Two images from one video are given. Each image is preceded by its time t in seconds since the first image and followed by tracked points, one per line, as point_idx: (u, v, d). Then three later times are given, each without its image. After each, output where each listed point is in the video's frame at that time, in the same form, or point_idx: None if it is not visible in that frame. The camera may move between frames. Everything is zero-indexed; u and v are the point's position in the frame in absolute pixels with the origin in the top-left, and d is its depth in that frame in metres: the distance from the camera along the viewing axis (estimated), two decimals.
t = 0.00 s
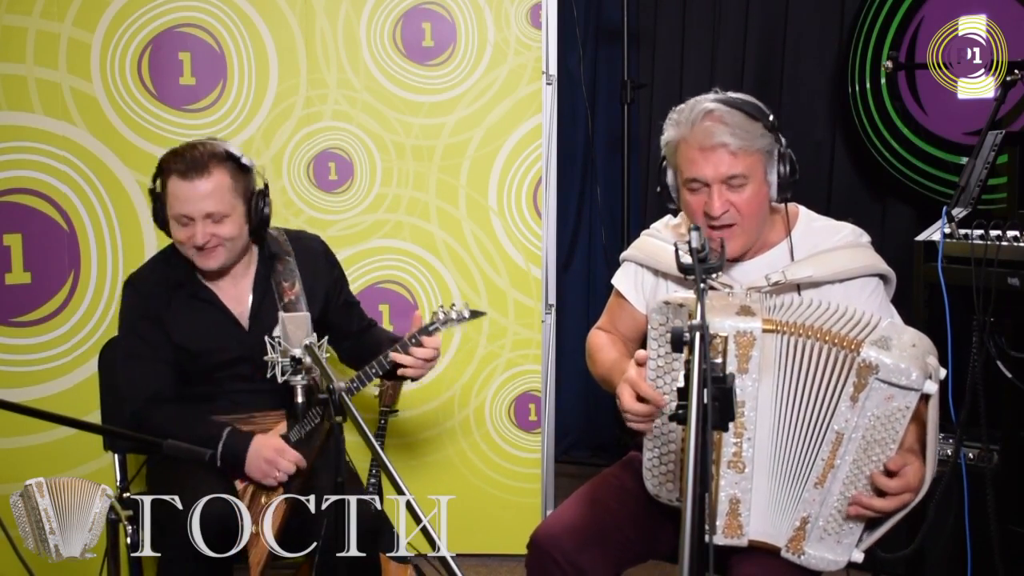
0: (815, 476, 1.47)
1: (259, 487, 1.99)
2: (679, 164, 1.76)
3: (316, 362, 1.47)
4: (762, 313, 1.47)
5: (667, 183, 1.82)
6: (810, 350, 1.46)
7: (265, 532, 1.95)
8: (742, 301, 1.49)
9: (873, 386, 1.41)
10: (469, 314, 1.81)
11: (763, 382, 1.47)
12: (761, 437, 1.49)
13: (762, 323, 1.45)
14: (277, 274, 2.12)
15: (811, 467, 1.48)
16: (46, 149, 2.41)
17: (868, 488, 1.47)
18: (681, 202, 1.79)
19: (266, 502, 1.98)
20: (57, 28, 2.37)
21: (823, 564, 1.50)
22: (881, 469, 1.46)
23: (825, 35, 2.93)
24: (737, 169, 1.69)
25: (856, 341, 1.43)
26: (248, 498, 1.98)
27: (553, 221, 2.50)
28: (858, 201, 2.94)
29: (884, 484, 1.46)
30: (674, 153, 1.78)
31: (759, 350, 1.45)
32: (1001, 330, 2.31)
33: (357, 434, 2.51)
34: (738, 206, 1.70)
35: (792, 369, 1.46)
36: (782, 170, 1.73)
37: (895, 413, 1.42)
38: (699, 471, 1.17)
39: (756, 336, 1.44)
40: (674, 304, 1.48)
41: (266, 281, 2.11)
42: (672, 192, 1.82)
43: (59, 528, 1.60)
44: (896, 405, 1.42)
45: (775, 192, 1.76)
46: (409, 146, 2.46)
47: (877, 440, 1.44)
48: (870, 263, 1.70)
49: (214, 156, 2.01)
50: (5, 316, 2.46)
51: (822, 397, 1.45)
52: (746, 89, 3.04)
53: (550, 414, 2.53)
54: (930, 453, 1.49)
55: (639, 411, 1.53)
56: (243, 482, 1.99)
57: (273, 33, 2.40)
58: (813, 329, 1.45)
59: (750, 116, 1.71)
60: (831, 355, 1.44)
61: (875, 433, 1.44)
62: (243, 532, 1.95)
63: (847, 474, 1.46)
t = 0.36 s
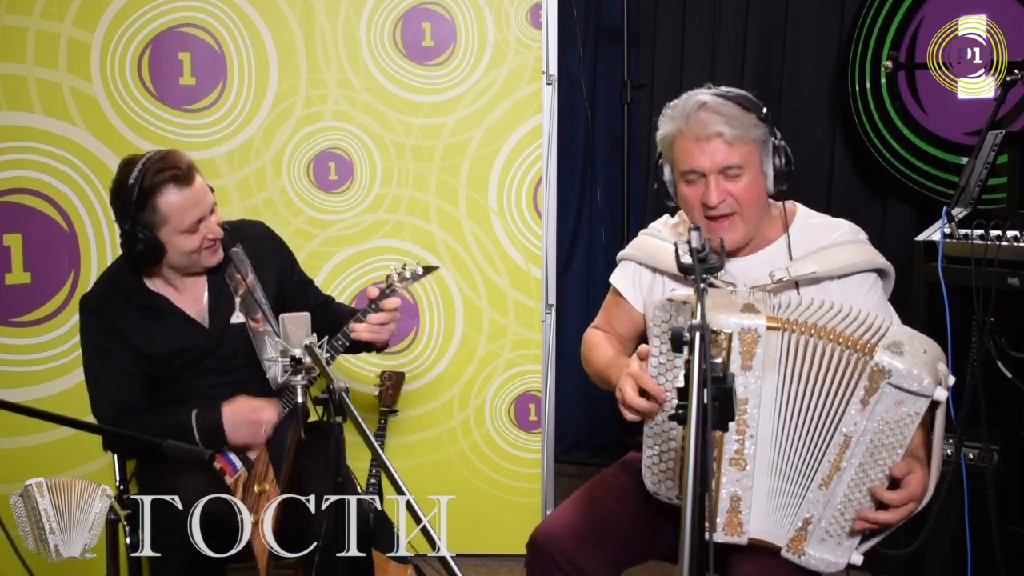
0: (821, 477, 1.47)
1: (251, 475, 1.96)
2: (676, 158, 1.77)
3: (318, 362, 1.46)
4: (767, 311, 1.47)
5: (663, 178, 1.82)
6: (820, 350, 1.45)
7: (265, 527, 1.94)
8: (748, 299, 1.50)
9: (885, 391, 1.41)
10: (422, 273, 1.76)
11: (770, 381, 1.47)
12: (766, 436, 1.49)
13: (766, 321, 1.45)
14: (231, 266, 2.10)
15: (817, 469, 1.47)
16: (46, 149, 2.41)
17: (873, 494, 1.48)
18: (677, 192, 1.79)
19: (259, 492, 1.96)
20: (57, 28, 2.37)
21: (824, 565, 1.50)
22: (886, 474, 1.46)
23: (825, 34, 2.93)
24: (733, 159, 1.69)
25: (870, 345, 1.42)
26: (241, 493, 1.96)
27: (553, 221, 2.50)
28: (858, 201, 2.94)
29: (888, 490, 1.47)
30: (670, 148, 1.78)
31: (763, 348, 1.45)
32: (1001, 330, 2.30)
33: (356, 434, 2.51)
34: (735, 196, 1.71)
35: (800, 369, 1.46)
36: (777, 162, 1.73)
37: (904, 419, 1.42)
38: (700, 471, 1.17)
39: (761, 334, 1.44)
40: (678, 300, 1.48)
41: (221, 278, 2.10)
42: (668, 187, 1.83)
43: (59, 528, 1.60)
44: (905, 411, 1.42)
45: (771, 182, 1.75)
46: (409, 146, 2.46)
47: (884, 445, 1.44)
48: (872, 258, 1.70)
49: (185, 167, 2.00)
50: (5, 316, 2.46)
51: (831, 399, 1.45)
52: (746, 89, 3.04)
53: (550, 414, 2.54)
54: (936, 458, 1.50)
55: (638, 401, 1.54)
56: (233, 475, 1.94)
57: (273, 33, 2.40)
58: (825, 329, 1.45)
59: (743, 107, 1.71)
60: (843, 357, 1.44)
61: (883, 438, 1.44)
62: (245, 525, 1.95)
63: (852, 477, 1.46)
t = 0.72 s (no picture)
0: (824, 479, 1.46)
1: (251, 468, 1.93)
2: (678, 161, 1.77)
3: (317, 363, 1.45)
4: (766, 310, 1.48)
5: (666, 179, 1.82)
6: (827, 352, 1.46)
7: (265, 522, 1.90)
8: (746, 298, 1.50)
9: (892, 395, 1.40)
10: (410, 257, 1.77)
11: (771, 382, 1.47)
12: (770, 437, 1.49)
13: (765, 320, 1.45)
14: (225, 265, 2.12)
15: (821, 470, 1.47)
16: (46, 149, 2.41)
17: (876, 495, 1.47)
18: (680, 199, 1.79)
19: (262, 481, 1.94)
20: (56, 28, 2.37)
21: (825, 566, 1.50)
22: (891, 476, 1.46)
23: (825, 34, 2.93)
24: (736, 168, 1.69)
25: (879, 348, 1.43)
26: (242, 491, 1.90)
27: (553, 221, 2.50)
28: (858, 201, 2.95)
29: (891, 492, 1.47)
30: (672, 150, 1.78)
31: (762, 347, 1.45)
32: (1001, 330, 2.31)
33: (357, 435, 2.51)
34: (738, 202, 1.71)
35: (806, 370, 1.47)
36: (781, 166, 1.72)
37: (910, 422, 1.42)
38: (700, 471, 1.17)
39: (760, 333, 1.44)
40: (675, 301, 1.47)
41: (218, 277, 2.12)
42: (671, 189, 1.83)
43: (59, 528, 1.60)
44: (912, 415, 1.42)
45: (773, 187, 1.76)
46: (409, 146, 2.46)
47: (889, 447, 1.44)
48: (870, 260, 1.69)
49: (173, 168, 1.99)
50: (6, 316, 2.46)
51: (837, 400, 1.45)
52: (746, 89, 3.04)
53: (550, 414, 2.54)
54: (939, 463, 1.49)
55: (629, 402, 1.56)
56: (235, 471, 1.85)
57: (273, 33, 2.40)
58: (831, 330, 1.46)
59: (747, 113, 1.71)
60: (849, 359, 1.45)
61: (888, 440, 1.43)
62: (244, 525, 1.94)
63: (856, 479, 1.46)
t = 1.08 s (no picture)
0: (827, 480, 1.46)
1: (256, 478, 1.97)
2: (682, 155, 1.77)
3: (318, 363, 1.47)
4: (762, 310, 1.48)
5: (668, 176, 1.83)
6: (829, 353, 1.46)
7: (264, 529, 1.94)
8: (743, 299, 1.50)
9: (897, 397, 1.41)
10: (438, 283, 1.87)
11: (771, 382, 1.47)
12: (772, 437, 1.49)
13: (762, 320, 1.45)
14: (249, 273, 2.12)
15: (823, 471, 1.47)
16: (46, 149, 2.41)
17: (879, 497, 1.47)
18: (682, 194, 1.80)
19: (266, 494, 1.97)
20: (57, 28, 2.37)
21: (827, 567, 1.49)
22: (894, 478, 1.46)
23: (825, 35, 2.93)
24: (740, 162, 1.70)
25: (884, 350, 1.43)
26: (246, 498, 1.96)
27: (553, 221, 2.50)
28: (858, 201, 2.95)
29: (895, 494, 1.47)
30: (677, 144, 1.78)
31: (760, 348, 1.45)
32: (1001, 330, 2.31)
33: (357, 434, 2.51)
34: (741, 198, 1.71)
35: (809, 371, 1.47)
36: (783, 166, 1.73)
37: (914, 424, 1.42)
38: (700, 471, 1.17)
39: (758, 333, 1.44)
40: (673, 303, 1.46)
41: (238, 279, 2.12)
42: (673, 186, 1.83)
43: (59, 528, 1.60)
44: (917, 417, 1.42)
45: (775, 187, 1.76)
46: (409, 146, 2.46)
47: (893, 450, 1.44)
48: (870, 263, 1.69)
49: (205, 172, 1.98)
50: (5, 316, 2.46)
51: (841, 402, 1.45)
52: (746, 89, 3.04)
53: (550, 414, 2.54)
54: (942, 464, 1.51)
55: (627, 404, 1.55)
56: (240, 477, 1.98)
57: (273, 33, 2.40)
58: (833, 330, 1.46)
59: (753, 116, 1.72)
60: (853, 360, 1.44)
61: (892, 442, 1.44)
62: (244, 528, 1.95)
63: (860, 481, 1.46)
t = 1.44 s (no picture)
0: (830, 481, 1.46)
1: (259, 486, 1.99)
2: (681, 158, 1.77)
3: (317, 362, 1.46)
4: (763, 309, 1.48)
5: (668, 177, 1.83)
6: (832, 354, 1.46)
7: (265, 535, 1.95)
8: (743, 297, 1.49)
9: (904, 401, 1.40)
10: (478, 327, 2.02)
11: (771, 381, 1.47)
12: (773, 437, 1.49)
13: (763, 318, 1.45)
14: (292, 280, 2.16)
15: (826, 472, 1.47)
16: (46, 149, 2.41)
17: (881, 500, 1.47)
18: (681, 194, 1.80)
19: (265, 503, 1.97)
20: (57, 28, 2.37)
21: (826, 568, 1.49)
22: (897, 481, 1.46)
23: (825, 35, 2.93)
24: (739, 165, 1.70)
25: (891, 354, 1.42)
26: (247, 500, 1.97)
27: (553, 221, 2.50)
28: (858, 200, 2.95)
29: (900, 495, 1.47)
30: (676, 147, 1.79)
31: (760, 346, 1.44)
32: (1001, 330, 2.31)
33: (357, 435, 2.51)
34: (740, 201, 1.71)
35: (812, 371, 1.46)
36: (782, 166, 1.73)
37: (919, 429, 1.42)
38: (699, 472, 1.17)
39: (758, 331, 1.44)
40: (674, 301, 1.46)
41: (278, 284, 2.15)
42: (673, 187, 1.83)
43: (59, 528, 1.60)
44: (922, 422, 1.41)
45: (775, 187, 1.76)
46: (409, 146, 2.46)
47: (897, 453, 1.44)
48: (870, 264, 1.69)
49: (249, 162, 2.03)
50: (5, 316, 2.46)
51: (845, 404, 1.45)
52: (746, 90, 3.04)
53: (550, 414, 2.53)
54: (946, 465, 1.51)
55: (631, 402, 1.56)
56: (244, 482, 2.00)
57: (273, 33, 2.40)
58: (836, 330, 1.46)
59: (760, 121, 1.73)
60: (859, 362, 1.44)
61: (896, 446, 1.44)
62: (243, 532, 1.95)
63: (863, 483, 1.46)
